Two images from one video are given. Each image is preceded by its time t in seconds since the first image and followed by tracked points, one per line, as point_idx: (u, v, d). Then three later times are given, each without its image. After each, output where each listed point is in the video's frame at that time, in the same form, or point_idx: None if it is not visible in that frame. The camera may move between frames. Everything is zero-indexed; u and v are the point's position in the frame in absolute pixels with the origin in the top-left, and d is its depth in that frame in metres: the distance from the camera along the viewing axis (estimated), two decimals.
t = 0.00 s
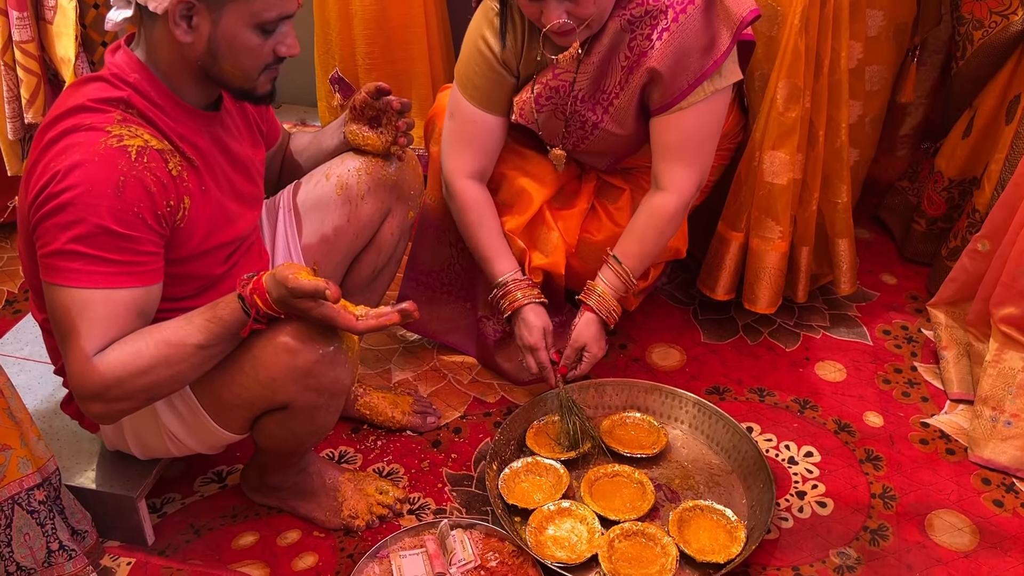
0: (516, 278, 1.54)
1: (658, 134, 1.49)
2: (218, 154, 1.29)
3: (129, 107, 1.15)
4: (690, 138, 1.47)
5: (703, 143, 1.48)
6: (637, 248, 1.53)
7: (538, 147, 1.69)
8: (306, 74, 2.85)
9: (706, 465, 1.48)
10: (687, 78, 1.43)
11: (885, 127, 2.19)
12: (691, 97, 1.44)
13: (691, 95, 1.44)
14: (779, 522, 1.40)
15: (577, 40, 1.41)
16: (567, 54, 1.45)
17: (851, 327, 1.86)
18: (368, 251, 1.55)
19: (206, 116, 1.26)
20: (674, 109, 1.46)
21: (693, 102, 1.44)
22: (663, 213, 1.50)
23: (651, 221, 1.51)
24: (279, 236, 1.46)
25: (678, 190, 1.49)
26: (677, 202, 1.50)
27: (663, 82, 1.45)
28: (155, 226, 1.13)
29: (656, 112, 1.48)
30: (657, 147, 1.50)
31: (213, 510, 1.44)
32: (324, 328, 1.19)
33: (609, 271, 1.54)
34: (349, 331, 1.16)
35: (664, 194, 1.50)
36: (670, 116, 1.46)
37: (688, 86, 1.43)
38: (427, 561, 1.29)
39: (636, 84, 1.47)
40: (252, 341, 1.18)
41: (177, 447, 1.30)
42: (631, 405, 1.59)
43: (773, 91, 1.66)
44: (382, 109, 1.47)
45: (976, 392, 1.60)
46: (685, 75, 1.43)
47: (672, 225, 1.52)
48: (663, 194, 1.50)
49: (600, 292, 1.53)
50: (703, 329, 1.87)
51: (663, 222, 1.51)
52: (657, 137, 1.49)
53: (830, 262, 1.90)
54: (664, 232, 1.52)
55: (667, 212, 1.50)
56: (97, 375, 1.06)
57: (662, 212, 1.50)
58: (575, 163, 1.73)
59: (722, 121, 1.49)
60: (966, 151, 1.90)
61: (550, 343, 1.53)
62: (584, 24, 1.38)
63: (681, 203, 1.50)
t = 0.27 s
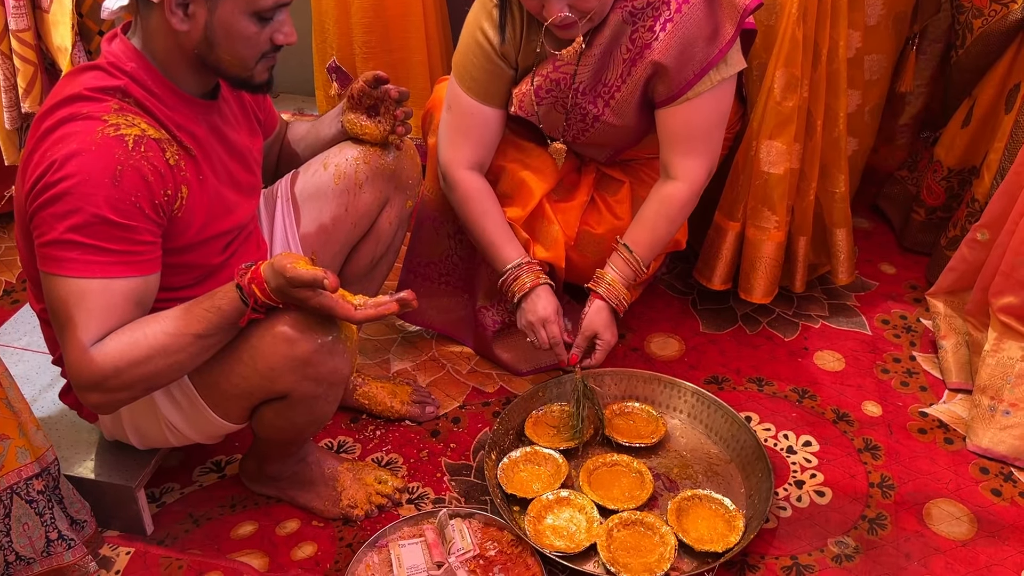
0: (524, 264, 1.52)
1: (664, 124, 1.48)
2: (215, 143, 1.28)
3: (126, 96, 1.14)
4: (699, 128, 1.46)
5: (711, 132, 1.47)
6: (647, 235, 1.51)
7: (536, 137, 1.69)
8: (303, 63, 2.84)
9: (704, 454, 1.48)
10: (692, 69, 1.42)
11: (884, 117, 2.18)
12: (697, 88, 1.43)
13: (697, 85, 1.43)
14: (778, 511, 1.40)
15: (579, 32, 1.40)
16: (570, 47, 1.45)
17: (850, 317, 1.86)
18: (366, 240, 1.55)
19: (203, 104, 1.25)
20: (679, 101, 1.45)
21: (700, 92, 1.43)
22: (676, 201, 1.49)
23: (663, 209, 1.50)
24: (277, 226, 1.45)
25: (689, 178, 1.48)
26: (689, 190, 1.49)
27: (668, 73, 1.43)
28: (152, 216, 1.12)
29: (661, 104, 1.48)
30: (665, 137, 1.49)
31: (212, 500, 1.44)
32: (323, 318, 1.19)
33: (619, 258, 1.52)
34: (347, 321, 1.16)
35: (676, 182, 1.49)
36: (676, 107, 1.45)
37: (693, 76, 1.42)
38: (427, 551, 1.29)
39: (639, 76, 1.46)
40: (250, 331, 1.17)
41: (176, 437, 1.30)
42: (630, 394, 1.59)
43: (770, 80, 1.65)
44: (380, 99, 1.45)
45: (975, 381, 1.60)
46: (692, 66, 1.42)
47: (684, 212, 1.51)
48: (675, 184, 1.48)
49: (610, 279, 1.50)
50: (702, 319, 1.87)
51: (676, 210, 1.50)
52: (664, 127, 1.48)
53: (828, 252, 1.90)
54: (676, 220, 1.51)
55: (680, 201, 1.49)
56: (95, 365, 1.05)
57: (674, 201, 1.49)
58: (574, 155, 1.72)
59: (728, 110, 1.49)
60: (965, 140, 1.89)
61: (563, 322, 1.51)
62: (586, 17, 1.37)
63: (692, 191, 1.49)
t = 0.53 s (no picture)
0: (512, 277, 1.53)
1: (679, 117, 1.49)
2: (213, 136, 1.28)
3: (124, 89, 1.14)
4: (716, 117, 1.47)
5: (727, 121, 1.49)
6: (669, 227, 1.53)
7: (533, 130, 1.69)
8: (302, 56, 2.84)
9: (702, 447, 1.49)
10: (701, 60, 1.42)
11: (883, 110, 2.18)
12: (710, 79, 1.44)
13: (709, 76, 1.43)
14: (775, 504, 1.40)
15: (583, 27, 1.41)
16: (573, 42, 1.44)
17: (848, 310, 1.86)
18: (364, 234, 1.55)
19: (202, 97, 1.25)
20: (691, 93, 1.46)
21: (715, 83, 1.44)
22: (699, 192, 1.50)
23: (684, 200, 1.51)
24: (276, 219, 1.46)
25: (710, 167, 1.50)
26: (710, 179, 1.50)
27: (676, 66, 1.43)
28: (151, 209, 1.12)
29: (673, 99, 1.48)
30: (682, 130, 1.50)
31: (211, 493, 1.44)
32: (321, 311, 1.19)
33: (647, 251, 1.54)
34: (345, 314, 1.16)
35: (697, 172, 1.50)
36: (690, 99, 1.46)
37: (704, 68, 1.42)
38: (424, 543, 1.30)
39: (645, 71, 1.45)
40: (248, 324, 1.17)
41: (174, 430, 1.30)
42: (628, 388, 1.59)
43: (767, 74, 1.65)
44: (386, 88, 1.48)
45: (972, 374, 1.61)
46: (701, 57, 1.42)
47: (707, 202, 1.52)
48: (698, 174, 1.50)
49: (640, 270, 1.52)
50: (700, 313, 1.88)
51: (699, 201, 1.51)
52: (679, 120, 1.50)
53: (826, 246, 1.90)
54: (699, 211, 1.52)
55: (703, 191, 1.50)
56: (94, 358, 1.05)
57: (697, 192, 1.50)
58: (575, 150, 1.72)
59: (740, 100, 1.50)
60: (964, 134, 1.89)
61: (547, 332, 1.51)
62: (590, 12, 1.37)
63: (714, 180, 1.50)
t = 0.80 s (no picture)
0: (520, 280, 1.51)
1: (679, 116, 1.49)
2: (212, 130, 1.28)
3: (122, 83, 1.14)
4: (715, 114, 1.46)
5: (727, 118, 1.48)
6: (677, 231, 1.53)
7: (531, 125, 1.69)
8: (302, 52, 2.83)
9: (700, 442, 1.49)
10: (706, 57, 1.41)
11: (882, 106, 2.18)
12: (714, 76, 1.43)
13: (713, 73, 1.43)
14: (773, 499, 1.41)
15: (591, 27, 1.42)
16: (582, 43, 1.44)
17: (845, 305, 1.86)
18: (363, 229, 1.55)
19: (200, 92, 1.25)
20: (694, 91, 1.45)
21: (716, 79, 1.44)
22: (699, 192, 1.50)
23: (688, 201, 1.51)
24: (274, 214, 1.47)
25: (710, 166, 1.49)
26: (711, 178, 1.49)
27: (682, 63, 1.43)
28: (149, 203, 1.12)
29: (675, 96, 1.48)
30: (681, 129, 1.50)
31: (209, 488, 1.45)
32: (319, 306, 1.18)
33: (659, 258, 1.55)
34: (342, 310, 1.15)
35: (699, 172, 1.50)
36: (691, 97, 1.46)
37: (709, 63, 1.42)
38: (423, 538, 1.29)
39: (650, 69, 1.45)
40: (246, 319, 1.17)
41: (173, 424, 1.30)
42: (627, 383, 1.59)
43: (764, 69, 1.64)
44: (393, 80, 1.50)
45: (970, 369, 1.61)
46: (706, 53, 1.41)
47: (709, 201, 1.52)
48: (698, 175, 1.49)
49: (652, 279, 1.53)
50: (698, 308, 1.88)
51: (700, 200, 1.50)
52: (679, 119, 1.49)
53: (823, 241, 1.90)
54: (702, 210, 1.52)
55: (703, 190, 1.50)
56: (93, 353, 1.05)
57: (697, 192, 1.50)
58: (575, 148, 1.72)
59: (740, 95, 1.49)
60: (962, 129, 1.89)
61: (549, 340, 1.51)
62: (596, 11, 1.38)
63: (716, 178, 1.50)
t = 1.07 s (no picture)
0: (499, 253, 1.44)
1: (690, 117, 1.48)
2: (211, 128, 1.28)
3: (121, 82, 1.14)
4: (726, 113, 1.46)
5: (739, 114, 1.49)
6: (689, 224, 1.49)
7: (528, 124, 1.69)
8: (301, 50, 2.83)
9: (697, 441, 1.49)
10: (711, 58, 1.42)
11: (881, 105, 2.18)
12: (722, 76, 1.43)
13: (720, 74, 1.43)
14: (770, 497, 1.41)
15: (594, 29, 1.40)
16: (586, 44, 1.44)
17: (843, 304, 1.87)
18: (361, 227, 1.55)
19: (199, 90, 1.25)
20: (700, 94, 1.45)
21: (726, 79, 1.44)
22: (719, 184, 1.47)
23: (706, 195, 1.47)
24: (272, 213, 1.46)
25: (727, 160, 1.47)
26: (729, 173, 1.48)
27: (688, 64, 1.43)
28: (148, 201, 1.12)
29: (684, 99, 1.48)
30: (693, 130, 1.49)
31: (208, 486, 1.45)
32: (316, 305, 1.18)
33: (667, 250, 1.49)
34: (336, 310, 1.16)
35: (714, 166, 1.47)
36: (700, 99, 1.45)
37: (716, 64, 1.42)
38: (421, 536, 1.29)
39: (655, 70, 1.45)
40: (244, 317, 1.18)
41: (172, 422, 1.31)
42: (625, 381, 1.59)
43: (761, 68, 1.64)
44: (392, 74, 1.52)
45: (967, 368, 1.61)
46: (709, 55, 1.41)
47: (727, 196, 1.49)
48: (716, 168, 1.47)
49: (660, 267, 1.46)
50: (697, 307, 1.88)
51: (719, 193, 1.48)
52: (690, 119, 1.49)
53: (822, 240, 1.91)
54: (720, 204, 1.49)
55: (722, 183, 1.47)
56: (92, 351, 1.06)
57: (717, 185, 1.47)
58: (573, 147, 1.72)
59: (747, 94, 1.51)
60: (960, 128, 1.89)
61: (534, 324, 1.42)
62: (601, 13, 1.36)
63: (733, 172, 1.48)
